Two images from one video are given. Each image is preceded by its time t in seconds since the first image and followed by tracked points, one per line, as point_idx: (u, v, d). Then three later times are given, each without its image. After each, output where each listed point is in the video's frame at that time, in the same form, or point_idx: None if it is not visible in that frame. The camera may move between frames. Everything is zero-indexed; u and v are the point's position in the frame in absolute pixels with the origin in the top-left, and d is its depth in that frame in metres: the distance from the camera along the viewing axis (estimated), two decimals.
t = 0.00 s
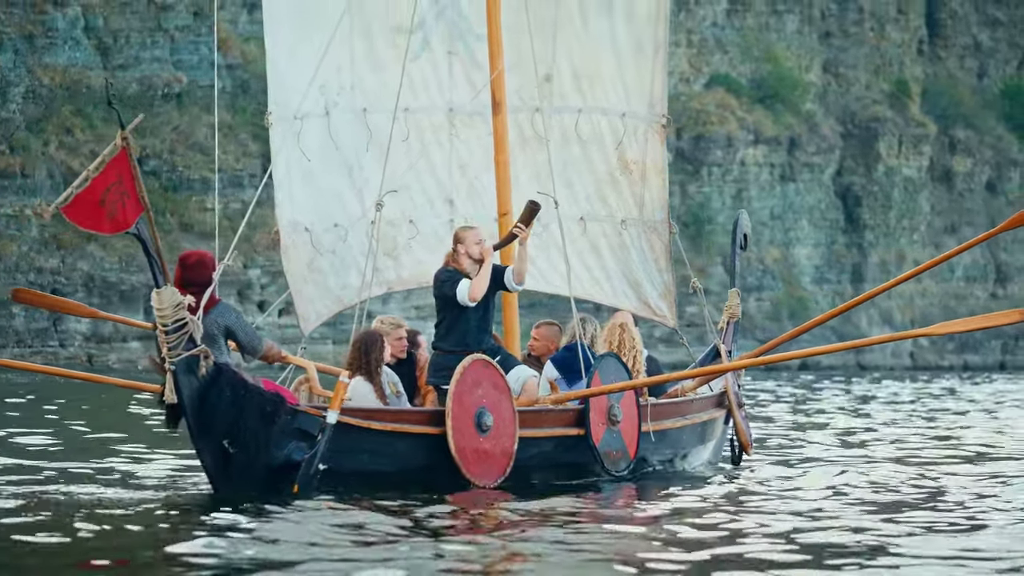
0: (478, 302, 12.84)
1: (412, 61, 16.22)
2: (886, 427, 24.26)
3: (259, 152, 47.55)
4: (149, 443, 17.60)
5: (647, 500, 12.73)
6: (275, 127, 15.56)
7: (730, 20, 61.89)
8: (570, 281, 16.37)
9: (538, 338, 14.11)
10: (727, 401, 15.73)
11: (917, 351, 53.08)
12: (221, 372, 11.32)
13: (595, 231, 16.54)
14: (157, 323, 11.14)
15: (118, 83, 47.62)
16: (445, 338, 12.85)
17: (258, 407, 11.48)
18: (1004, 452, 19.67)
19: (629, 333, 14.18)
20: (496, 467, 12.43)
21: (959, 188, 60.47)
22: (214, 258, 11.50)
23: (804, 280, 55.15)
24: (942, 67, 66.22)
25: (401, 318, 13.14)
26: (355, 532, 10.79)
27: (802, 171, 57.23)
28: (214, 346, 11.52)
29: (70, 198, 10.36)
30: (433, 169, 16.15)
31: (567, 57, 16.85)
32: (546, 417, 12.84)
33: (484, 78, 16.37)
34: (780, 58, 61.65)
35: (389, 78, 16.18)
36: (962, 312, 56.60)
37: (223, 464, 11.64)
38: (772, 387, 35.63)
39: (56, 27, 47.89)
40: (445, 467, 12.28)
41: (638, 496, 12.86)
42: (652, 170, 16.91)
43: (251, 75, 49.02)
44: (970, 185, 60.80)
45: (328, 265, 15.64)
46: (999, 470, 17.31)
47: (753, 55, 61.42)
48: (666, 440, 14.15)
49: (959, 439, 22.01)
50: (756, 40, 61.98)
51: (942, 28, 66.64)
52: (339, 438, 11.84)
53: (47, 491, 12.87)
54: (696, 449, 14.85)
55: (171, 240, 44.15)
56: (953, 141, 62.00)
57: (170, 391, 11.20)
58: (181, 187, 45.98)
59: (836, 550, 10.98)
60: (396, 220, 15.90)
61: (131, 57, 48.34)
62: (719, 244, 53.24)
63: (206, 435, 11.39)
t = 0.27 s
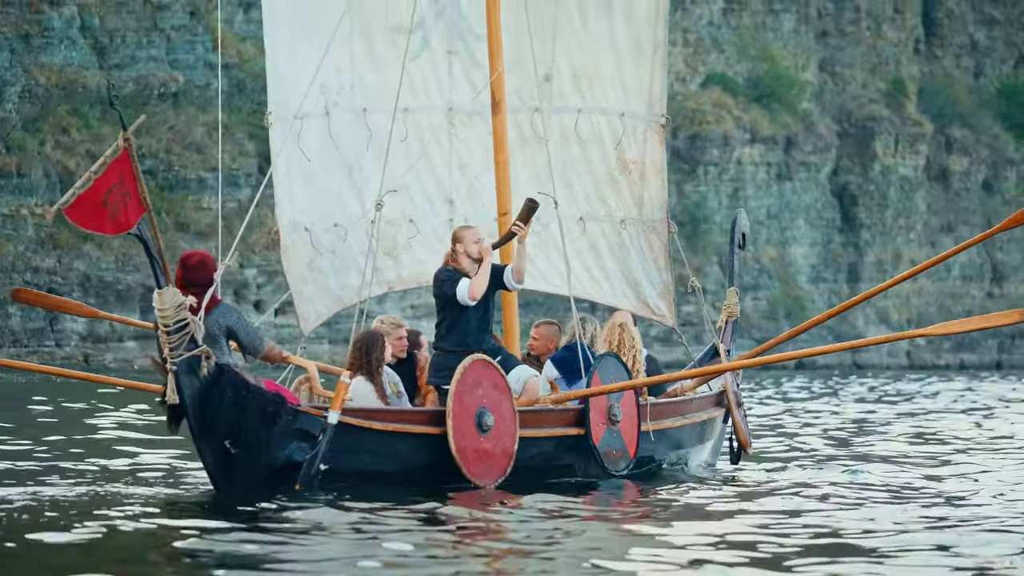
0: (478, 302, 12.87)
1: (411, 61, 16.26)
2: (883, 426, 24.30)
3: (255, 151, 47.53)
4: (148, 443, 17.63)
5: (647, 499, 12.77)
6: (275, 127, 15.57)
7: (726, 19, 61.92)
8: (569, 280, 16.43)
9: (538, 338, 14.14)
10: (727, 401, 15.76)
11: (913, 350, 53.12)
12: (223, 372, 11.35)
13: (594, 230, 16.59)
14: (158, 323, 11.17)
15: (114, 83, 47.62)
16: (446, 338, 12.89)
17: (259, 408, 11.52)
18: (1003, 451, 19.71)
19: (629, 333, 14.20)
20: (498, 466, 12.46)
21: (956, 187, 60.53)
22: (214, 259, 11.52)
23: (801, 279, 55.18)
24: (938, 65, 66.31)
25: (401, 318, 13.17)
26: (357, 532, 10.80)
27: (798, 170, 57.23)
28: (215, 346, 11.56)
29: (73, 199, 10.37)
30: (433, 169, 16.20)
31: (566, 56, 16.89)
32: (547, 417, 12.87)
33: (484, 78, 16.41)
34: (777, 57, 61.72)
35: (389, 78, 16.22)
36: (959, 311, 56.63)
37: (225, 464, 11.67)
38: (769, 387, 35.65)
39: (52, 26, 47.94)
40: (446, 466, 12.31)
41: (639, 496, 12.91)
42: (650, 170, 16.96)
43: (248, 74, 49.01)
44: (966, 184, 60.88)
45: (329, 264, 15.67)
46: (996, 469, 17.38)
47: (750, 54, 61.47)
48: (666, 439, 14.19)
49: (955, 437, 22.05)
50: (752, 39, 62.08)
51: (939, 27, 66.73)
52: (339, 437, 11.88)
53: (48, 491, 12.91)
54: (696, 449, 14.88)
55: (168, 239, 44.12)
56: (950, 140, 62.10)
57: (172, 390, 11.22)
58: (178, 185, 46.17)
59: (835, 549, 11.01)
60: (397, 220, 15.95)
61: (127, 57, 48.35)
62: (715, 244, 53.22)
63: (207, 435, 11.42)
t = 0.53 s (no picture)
0: (479, 305, 12.90)
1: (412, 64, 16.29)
2: (881, 428, 24.32)
3: (252, 154, 47.51)
4: (149, 446, 17.63)
5: (647, 501, 12.79)
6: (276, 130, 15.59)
7: (723, 20, 61.99)
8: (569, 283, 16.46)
9: (538, 340, 14.15)
10: (727, 402, 15.79)
11: (910, 352, 53.13)
12: (225, 376, 11.39)
13: (594, 233, 16.61)
14: (161, 327, 11.20)
15: (111, 85, 47.59)
16: (447, 340, 12.91)
17: (261, 411, 11.55)
18: (1001, 453, 19.74)
19: (630, 336, 14.20)
20: (498, 468, 12.50)
21: (953, 189, 60.62)
22: (217, 263, 11.55)
23: (798, 281, 55.18)
24: (935, 67, 66.44)
25: (402, 321, 13.20)
26: (358, 535, 10.82)
27: (796, 172, 57.20)
28: (217, 350, 11.58)
29: (76, 203, 10.38)
30: (433, 172, 16.23)
31: (566, 59, 16.91)
32: (548, 419, 12.90)
33: (485, 81, 16.44)
34: (774, 59, 61.80)
35: (389, 81, 16.24)
36: (956, 313, 56.63)
37: (227, 467, 11.70)
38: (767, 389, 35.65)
39: (49, 29, 47.88)
40: (447, 468, 12.34)
41: (639, 498, 12.93)
42: (650, 172, 17.00)
43: (245, 77, 49.04)
44: (963, 186, 60.95)
45: (329, 267, 15.69)
46: (995, 470, 17.43)
47: (747, 56, 61.55)
48: (666, 441, 14.21)
49: (954, 439, 22.08)
50: (750, 40, 62.13)
51: (936, 29, 66.84)
52: (341, 440, 11.89)
53: (49, 493, 12.90)
54: (697, 451, 14.90)
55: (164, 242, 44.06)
56: (947, 141, 62.17)
57: (174, 394, 11.26)
58: (174, 188, 46.04)
59: (832, 550, 11.06)
60: (397, 223, 15.99)
61: (124, 60, 48.45)
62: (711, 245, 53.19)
63: (210, 437, 11.46)
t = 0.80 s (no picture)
0: (481, 309, 12.91)
1: (414, 68, 16.32)
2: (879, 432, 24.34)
3: (250, 158, 47.46)
4: (150, 449, 17.67)
5: (650, 505, 12.81)
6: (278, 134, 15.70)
7: (722, 24, 61.78)
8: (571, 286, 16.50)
9: (541, 344, 14.16)
10: (728, 406, 15.84)
11: (910, 356, 53.15)
12: (228, 381, 11.44)
13: (596, 236, 16.63)
14: (165, 331, 11.26)
15: (109, 90, 47.50)
16: (450, 344, 12.93)
17: (265, 416, 11.60)
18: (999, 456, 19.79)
19: (632, 339, 14.20)
20: (501, 473, 12.53)
21: (951, 193, 60.67)
22: (221, 268, 11.57)
23: (797, 285, 55.18)
24: (933, 70, 66.50)
25: (405, 325, 13.21)
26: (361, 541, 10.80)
27: (795, 175, 57.20)
28: (221, 355, 11.61)
29: (81, 208, 10.40)
30: (436, 176, 16.25)
31: (568, 63, 16.94)
32: (551, 424, 12.92)
33: (487, 85, 16.47)
34: (772, 62, 61.82)
35: (392, 86, 16.27)
36: (955, 316, 56.65)
37: (231, 472, 11.74)
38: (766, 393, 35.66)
39: (48, 32, 47.74)
40: (451, 473, 12.36)
41: (642, 502, 12.95)
42: (652, 176, 17.02)
43: (243, 81, 49.04)
44: (962, 189, 61.00)
45: (332, 271, 15.73)
46: (995, 473, 17.48)
47: (746, 59, 61.54)
48: (669, 445, 14.22)
49: (951, 442, 22.11)
50: (748, 43, 62.15)
51: (934, 32, 66.94)
52: (345, 445, 11.90)
53: (52, 498, 12.94)
54: (699, 455, 14.92)
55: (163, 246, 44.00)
56: (945, 145, 62.25)
57: (178, 399, 11.31)
58: (173, 192, 46.02)
59: (831, 554, 11.06)
60: (400, 227, 16.02)
61: (122, 64, 48.48)
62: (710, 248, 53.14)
63: (214, 442, 11.51)
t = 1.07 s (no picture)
0: (484, 313, 12.94)
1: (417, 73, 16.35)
2: (881, 436, 24.35)
3: (250, 162, 47.46)
4: (153, 454, 17.73)
5: (654, 509, 12.85)
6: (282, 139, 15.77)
7: (721, 28, 62.26)
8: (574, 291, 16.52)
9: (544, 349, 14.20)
10: (731, 410, 15.85)
11: (909, 360, 53.15)
12: (234, 386, 11.45)
13: (599, 241, 16.65)
14: (170, 336, 11.24)
15: (108, 94, 47.52)
16: (454, 349, 12.95)
17: (270, 421, 11.61)
18: (1002, 460, 19.80)
19: (635, 344, 14.23)
20: (505, 477, 12.56)
21: (951, 197, 60.70)
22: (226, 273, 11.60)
23: (796, 289, 55.18)
24: (933, 74, 66.55)
25: (408, 330, 13.24)
26: (363, 544, 10.81)
27: (794, 179, 57.27)
28: (226, 360, 11.63)
29: (86, 214, 10.43)
30: (439, 181, 16.28)
31: (570, 68, 17.00)
32: (555, 428, 12.96)
33: (490, 88, 16.51)
34: (772, 66, 61.94)
35: (395, 91, 16.32)
36: (955, 320, 56.64)
37: (236, 476, 11.76)
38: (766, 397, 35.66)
39: (46, 37, 47.88)
40: (454, 478, 12.39)
41: (646, 506, 12.98)
42: (654, 181, 17.07)
43: (243, 86, 49.08)
44: (961, 193, 61.02)
45: (335, 276, 15.80)
46: (997, 477, 17.51)
47: (745, 63, 61.63)
48: (673, 449, 14.25)
49: (952, 446, 22.13)
50: (747, 47, 62.28)
51: (933, 36, 67.03)
52: (349, 449, 11.92)
53: (56, 503, 12.96)
54: (702, 459, 14.95)
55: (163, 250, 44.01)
56: (945, 149, 62.31)
57: (183, 403, 11.35)
58: (173, 196, 45.96)
59: (832, 559, 11.05)
60: (403, 232, 16.06)
61: (122, 68, 48.29)
62: (709, 252, 53.14)
63: (220, 447, 11.54)
